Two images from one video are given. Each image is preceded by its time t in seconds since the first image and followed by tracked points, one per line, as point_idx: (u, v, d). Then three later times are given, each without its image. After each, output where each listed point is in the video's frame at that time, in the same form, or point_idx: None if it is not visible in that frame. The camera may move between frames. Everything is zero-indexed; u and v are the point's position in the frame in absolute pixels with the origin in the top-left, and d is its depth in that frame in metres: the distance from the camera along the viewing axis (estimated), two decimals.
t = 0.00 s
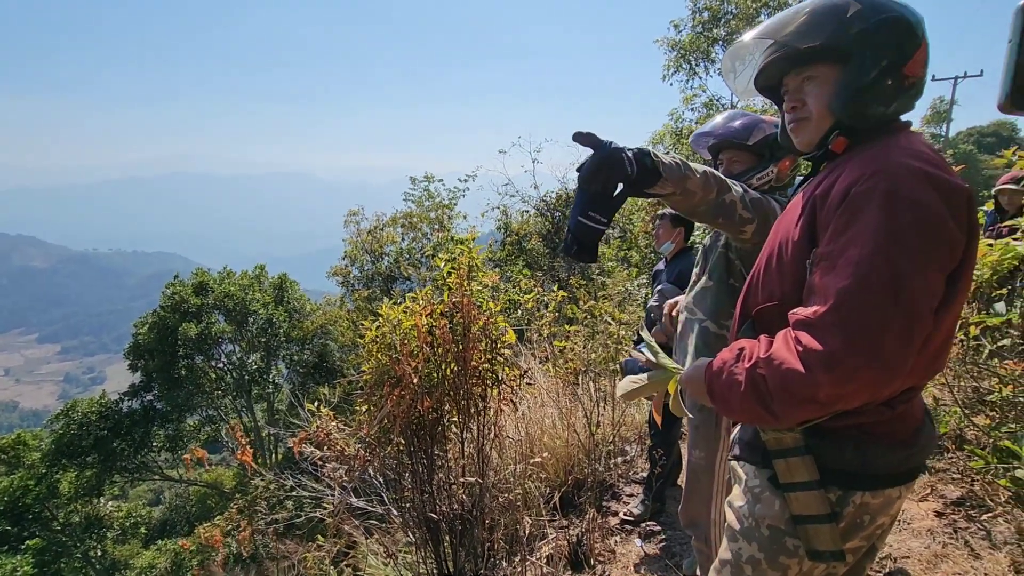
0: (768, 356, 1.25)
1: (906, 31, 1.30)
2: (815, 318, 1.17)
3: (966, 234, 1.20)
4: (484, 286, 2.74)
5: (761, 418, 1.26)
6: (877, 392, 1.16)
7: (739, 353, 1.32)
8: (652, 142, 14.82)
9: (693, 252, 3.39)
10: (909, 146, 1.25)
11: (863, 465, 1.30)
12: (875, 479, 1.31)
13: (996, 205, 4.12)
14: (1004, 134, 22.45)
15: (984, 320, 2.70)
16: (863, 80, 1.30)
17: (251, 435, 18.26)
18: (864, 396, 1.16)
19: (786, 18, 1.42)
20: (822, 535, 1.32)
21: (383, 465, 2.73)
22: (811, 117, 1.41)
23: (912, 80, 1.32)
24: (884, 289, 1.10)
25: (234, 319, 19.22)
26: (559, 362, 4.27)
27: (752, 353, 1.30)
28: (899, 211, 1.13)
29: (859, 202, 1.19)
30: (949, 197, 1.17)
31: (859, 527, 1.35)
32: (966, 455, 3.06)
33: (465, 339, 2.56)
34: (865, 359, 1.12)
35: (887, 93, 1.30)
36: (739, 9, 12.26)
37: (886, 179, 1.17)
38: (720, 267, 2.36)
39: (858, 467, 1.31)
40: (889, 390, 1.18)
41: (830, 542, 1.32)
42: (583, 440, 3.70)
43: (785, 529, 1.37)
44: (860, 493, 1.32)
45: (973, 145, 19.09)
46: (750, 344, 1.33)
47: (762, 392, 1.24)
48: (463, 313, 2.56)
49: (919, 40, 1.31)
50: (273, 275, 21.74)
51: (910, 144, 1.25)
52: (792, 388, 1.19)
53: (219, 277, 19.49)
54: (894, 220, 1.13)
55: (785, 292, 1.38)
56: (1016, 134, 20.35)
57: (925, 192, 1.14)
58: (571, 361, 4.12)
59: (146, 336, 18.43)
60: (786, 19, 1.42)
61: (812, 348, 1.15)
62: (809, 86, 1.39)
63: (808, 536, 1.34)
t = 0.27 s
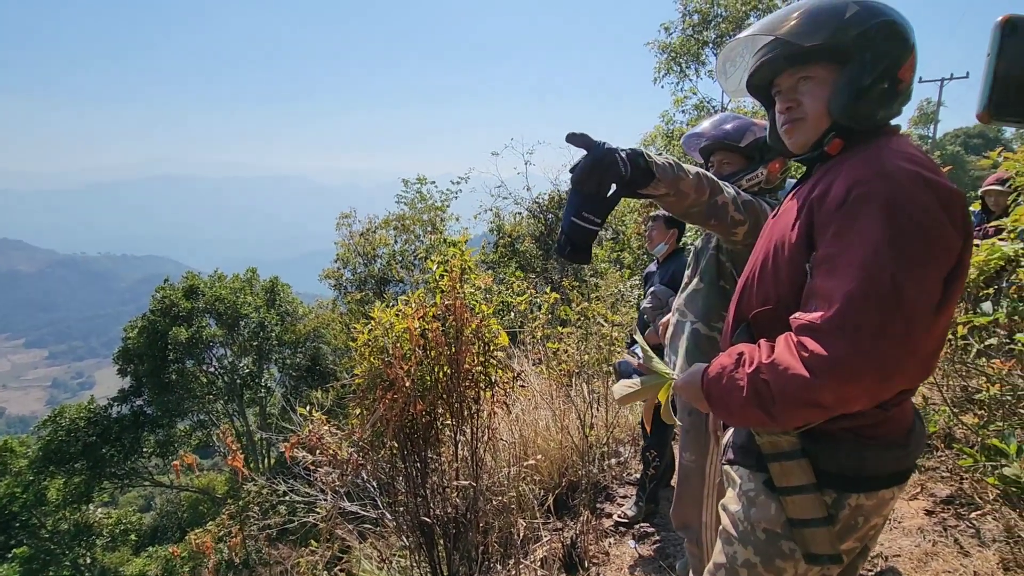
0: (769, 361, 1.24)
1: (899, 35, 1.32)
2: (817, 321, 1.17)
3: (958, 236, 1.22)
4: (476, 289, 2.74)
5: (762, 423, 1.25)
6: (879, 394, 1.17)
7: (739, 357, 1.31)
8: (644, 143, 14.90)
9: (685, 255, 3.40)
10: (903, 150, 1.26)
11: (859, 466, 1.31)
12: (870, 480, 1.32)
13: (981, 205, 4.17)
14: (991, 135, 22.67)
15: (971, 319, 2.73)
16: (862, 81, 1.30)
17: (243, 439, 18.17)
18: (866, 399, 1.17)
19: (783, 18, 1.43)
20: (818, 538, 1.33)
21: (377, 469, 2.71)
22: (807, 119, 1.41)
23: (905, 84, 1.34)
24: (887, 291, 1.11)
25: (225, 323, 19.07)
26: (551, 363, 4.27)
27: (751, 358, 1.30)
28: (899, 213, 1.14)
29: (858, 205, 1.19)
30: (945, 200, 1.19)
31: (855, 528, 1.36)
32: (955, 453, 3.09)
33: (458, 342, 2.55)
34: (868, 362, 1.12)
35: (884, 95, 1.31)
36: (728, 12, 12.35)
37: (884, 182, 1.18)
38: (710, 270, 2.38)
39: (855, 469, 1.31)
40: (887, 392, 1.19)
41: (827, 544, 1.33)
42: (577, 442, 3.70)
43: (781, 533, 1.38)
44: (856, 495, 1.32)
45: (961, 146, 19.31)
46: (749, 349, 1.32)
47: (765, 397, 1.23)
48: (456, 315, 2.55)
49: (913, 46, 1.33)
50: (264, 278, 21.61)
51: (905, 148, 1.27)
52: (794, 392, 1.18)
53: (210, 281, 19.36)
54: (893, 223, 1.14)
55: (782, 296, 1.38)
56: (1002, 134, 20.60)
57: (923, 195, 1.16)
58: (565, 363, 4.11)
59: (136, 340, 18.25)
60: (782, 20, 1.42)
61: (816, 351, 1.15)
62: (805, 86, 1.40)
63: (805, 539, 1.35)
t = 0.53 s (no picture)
0: (766, 363, 1.24)
1: (891, 34, 1.33)
2: (815, 323, 1.17)
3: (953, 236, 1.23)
4: (471, 290, 2.75)
5: (759, 425, 1.25)
6: (876, 396, 1.17)
7: (736, 360, 1.32)
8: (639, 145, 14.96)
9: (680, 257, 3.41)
10: (898, 151, 1.27)
11: (855, 467, 1.32)
12: (866, 481, 1.33)
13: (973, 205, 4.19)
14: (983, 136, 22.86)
15: (964, 319, 2.74)
16: (857, 82, 1.31)
17: (238, 443, 18.12)
18: (864, 400, 1.17)
19: (777, 17, 1.43)
20: (815, 539, 1.34)
21: (372, 471, 2.70)
22: (802, 118, 1.42)
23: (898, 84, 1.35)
24: (883, 293, 1.11)
25: (220, 326, 18.98)
26: (547, 365, 4.26)
27: (747, 360, 1.30)
28: (895, 215, 1.15)
29: (854, 207, 1.20)
30: (940, 200, 1.19)
31: (851, 528, 1.37)
32: (948, 452, 3.11)
33: (454, 344, 2.54)
34: (866, 364, 1.13)
35: (879, 96, 1.32)
36: (722, 14, 12.42)
37: (879, 182, 1.19)
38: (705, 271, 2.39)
39: (851, 470, 1.32)
40: (883, 393, 1.20)
41: (826, 546, 1.33)
42: (572, 443, 3.69)
43: (778, 534, 1.39)
44: (852, 496, 1.33)
45: (951, 147, 19.48)
46: (744, 351, 1.32)
47: (764, 399, 1.23)
48: (451, 317, 2.53)
49: (907, 46, 1.34)
50: (259, 281, 21.52)
51: (899, 149, 1.27)
52: (793, 394, 1.18)
53: (204, 284, 19.27)
54: (890, 225, 1.15)
55: (779, 298, 1.39)
56: (992, 135, 20.79)
57: (920, 196, 1.17)
58: (560, 365, 4.10)
59: (130, 344, 18.06)
60: (775, 19, 1.42)
61: (814, 354, 1.15)
62: (800, 85, 1.40)
63: (802, 541, 1.35)
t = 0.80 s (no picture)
0: (764, 367, 1.24)
1: (890, 37, 1.34)
2: (813, 326, 1.17)
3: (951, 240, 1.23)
4: (470, 293, 2.76)
5: (759, 429, 1.25)
6: (876, 399, 1.17)
7: (734, 364, 1.31)
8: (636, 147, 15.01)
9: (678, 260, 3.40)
10: (897, 155, 1.27)
11: (855, 472, 1.32)
12: (867, 486, 1.32)
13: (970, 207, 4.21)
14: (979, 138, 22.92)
15: (962, 321, 2.75)
16: (856, 86, 1.32)
17: (236, 446, 18.07)
18: (864, 404, 1.17)
19: (779, 19, 1.43)
20: (815, 545, 1.33)
21: (371, 475, 2.69)
22: (803, 121, 1.42)
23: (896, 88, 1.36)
24: (882, 296, 1.11)
25: (217, 329, 18.97)
26: (546, 368, 4.25)
27: (745, 365, 1.29)
28: (893, 219, 1.15)
29: (853, 210, 1.20)
30: (938, 203, 1.19)
31: (851, 534, 1.36)
32: (947, 454, 3.11)
33: (452, 347, 2.53)
34: (866, 368, 1.13)
35: (879, 99, 1.32)
36: (718, 17, 12.46)
37: (878, 186, 1.19)
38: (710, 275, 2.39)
39: (851, 476, 1.32)
40: (882, 397, 1.20)
41: (825, 551, 1.33)
42: (571, 446, 3.68)
43: (777, 540, 1.38)
44: (852, 501, 1.33)
45: (948, 149, 19.54)
46: (743, 355, 1.32)
47: (761, 402, 1.23)
48: (449, 320, 2.53)
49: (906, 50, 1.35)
50: (257, 284, 21.46)
51: (897, 153, 1.28)
52: (793, 397, 1.18)
53: (202, 287, 19.22)
54: (889, 229, 1.14)
55: (778, 301, 1.38)
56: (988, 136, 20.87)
57: (918, 200, 1.16)
58: (559, 368, 4.11)
59: (127, 347, 18.05)
60: (774, 23, 1.42)
61: (812, 358, 1.15)
62: (801, 88, 1.40)
63: (802, 546, 1.34)
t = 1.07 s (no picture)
0: (757, 368, 1.25)
1: (881, 38, 1.33)
2: (806, 327, 1.17)
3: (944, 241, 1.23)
4: (468, 294, 2.78)
5: (753, 430, 1.26)
6: (869, 401, 1.17)
7: (727, 365, 1.32)
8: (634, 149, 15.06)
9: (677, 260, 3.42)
10: (889, 156, 1.27)
11: (849, 473, 1.32)
12: (862, 487, 1.32)
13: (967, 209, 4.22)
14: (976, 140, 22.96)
15: (958, 323, 2.76)
16: (847, 88, 1.32)
17: (234, 447, 18.10)
18: (858, 405, 1.17)
19: (773, 21, 1.42)
20: (811, 546, 1.33)
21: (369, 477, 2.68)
22: (794, 124, 1.42)
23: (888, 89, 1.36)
24: (873, 297, 1.11)
25: (216, 331, 18.96)
26: (544, 369, 4.24)
27: (740, 366, 1.29)
28: (885, 220, 1.15)
29: (844, 211, 1.20)
30: (930, 204, 1.19)
31: (847, 535, 1.36)
32: (945, 456, 3.10)
33: (450, 348, 2.53)
34: (858, 369, 1.13)
35: (870, 100, 1.32)
36: (716, 19, 12.49)
37: (869, 186, 1.19)
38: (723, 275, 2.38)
39: (846, 477, 1.32)
40: (876, 397, 1.19)
41: (820, 553, 1.33)
42: (570, 447, 3.69)
43: (773, 541, 1.38)
44: (847, 502, 1.33)
45: (945, 151, 19.62)
46: (737, 356, 1.32)
47: (755, 404, 1.23)
48: (448, 321, 2.53)
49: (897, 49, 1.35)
50: (255, 285, 21.43)
51: (889, 154, 1.28)
52: (785, 398, 1.18)
53: (200, 288, 19.20)
54: (880, 229, 1.15)
55: (772, 302, 1.38)
56: (985, 138, 20.95)
57: (909, 201, 1.17)
58: (558, 369, 4.11)
59: (125, 347, 17.88)
60: (767, 25, 1.42)
61: (804, 358, 1.16)
62: (792, 91, 1.40)
63: (797, 548, 1.35)
